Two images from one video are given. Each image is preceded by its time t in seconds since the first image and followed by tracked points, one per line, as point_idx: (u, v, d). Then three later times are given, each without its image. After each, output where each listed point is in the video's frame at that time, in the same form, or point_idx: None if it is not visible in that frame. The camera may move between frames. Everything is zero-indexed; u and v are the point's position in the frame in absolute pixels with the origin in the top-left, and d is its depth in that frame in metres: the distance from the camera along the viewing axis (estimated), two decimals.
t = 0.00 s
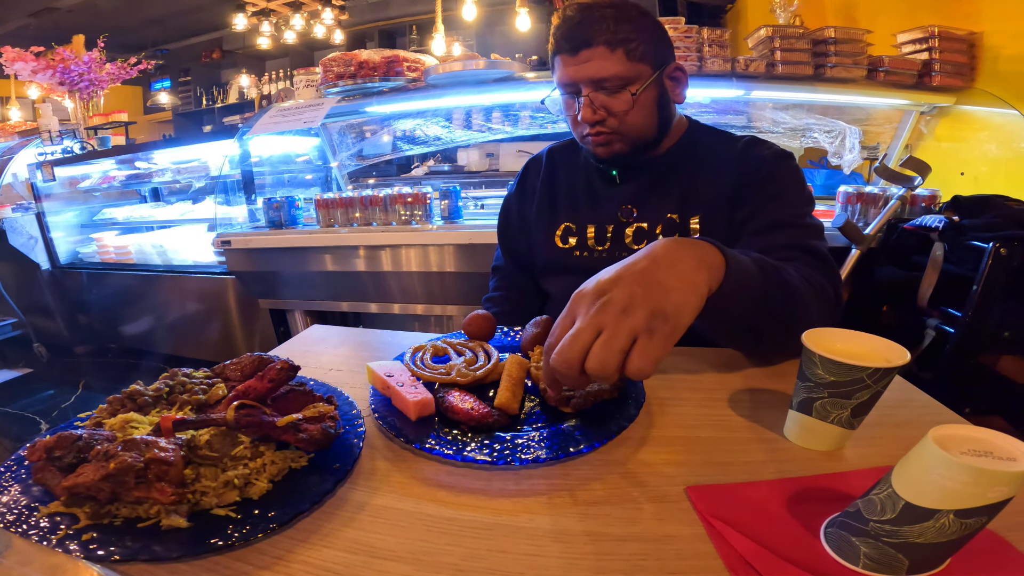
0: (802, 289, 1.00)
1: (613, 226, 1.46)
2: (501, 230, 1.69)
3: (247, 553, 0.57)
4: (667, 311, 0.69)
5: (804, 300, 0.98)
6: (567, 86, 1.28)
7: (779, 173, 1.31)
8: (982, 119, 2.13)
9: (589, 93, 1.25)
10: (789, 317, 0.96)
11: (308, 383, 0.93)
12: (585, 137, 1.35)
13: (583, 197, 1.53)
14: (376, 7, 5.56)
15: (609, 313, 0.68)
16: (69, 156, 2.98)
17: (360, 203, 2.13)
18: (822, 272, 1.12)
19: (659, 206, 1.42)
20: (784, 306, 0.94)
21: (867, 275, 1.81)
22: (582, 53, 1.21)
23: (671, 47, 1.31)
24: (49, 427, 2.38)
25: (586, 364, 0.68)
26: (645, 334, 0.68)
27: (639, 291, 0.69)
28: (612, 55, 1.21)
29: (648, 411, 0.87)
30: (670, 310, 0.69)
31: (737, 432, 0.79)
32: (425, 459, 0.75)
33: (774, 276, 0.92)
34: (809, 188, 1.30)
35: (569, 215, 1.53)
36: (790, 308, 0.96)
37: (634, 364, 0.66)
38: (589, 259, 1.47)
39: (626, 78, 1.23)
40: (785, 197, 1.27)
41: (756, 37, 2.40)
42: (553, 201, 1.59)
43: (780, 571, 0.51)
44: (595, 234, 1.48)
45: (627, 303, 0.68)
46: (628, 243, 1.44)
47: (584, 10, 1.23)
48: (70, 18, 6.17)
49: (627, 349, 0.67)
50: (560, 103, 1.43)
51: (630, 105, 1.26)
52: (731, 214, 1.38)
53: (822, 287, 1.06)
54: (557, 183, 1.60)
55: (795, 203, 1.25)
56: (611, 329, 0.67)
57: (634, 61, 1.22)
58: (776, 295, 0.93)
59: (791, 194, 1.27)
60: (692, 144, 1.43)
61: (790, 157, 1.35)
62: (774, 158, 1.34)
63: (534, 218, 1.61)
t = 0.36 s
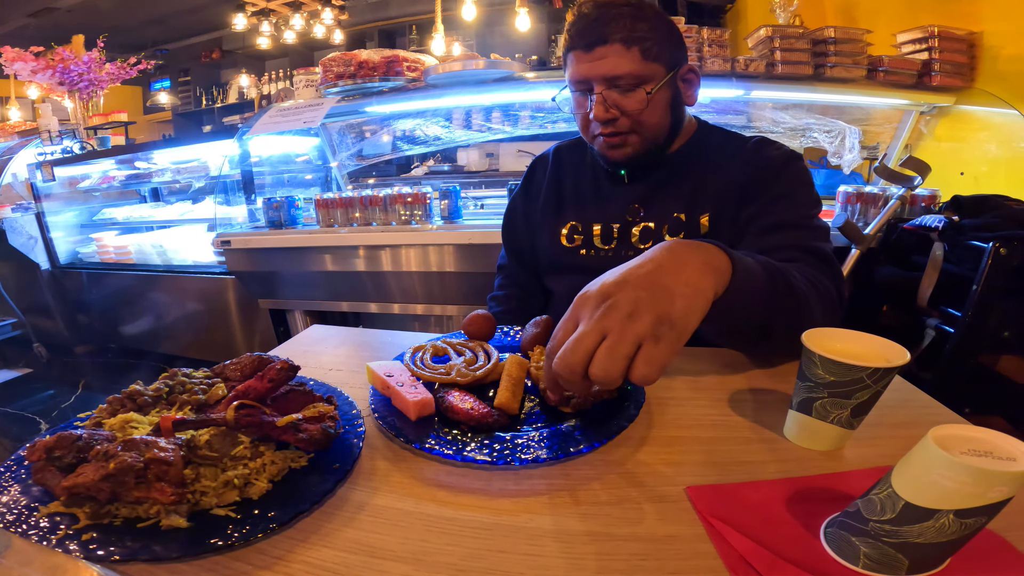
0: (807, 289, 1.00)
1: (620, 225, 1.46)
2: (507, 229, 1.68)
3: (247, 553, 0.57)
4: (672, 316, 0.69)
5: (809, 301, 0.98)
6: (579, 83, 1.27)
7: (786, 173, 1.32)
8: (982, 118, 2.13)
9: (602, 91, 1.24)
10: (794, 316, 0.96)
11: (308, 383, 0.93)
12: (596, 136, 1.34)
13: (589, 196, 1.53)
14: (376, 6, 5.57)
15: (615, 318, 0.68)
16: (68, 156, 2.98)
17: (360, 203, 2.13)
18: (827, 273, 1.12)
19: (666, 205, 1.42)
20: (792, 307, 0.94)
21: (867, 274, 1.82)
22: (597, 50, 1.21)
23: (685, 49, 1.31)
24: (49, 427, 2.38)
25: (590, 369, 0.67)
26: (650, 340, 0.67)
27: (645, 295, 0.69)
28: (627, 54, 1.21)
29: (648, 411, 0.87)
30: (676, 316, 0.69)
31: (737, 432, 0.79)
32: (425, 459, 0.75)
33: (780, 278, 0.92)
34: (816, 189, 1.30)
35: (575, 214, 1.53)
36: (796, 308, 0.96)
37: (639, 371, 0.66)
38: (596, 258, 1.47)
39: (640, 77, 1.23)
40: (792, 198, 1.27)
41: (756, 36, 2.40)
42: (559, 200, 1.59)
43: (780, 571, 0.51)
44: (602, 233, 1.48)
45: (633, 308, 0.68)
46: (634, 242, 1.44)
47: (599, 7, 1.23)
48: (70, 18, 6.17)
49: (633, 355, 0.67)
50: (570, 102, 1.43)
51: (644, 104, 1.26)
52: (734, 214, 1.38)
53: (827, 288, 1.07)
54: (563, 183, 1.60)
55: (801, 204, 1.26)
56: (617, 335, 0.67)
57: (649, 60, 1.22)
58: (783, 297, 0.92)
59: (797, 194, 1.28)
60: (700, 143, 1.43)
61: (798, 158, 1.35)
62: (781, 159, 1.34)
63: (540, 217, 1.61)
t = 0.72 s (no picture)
0: (807, 291, 0.99)
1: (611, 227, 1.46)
2: (503, 230, 1.69)
3: (247, 553, 0.57)
4: (686, 333, 0.69)
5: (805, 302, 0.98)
6: (572, 82, 1.27)
7: (779, 171, 1.32)
8: (982, 118, 2.13)
9: (597, 88, 1.25)
10: (789, 317, 0.95)
11: (308, 383, 0.93)
12: (591, 135, 1.34)
13: (582, 197, 1.53)
14: (376, 6, 5.57)
15: (628, 339, 0.68)
16: (68, 156, 2.98)
17: (360, 203, 2.13)
18: (826, 274, 1.12)
19: (658, 206, 1.42)
20: (786, 308, 0.94)
21: (867, 274, 1.82)
22: (590, 48, 1.22)
23: (672, 45, 1.33)
24: (49, 427, 2.38)
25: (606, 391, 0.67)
26: (665, 359, 0.67)
27: (656, 313, 0.69)
28: (619, 50, 1.21)
29: (648, 411, 0.87)
30: (688, 333, 0.69)
31: (738, 433, 0.79)
32: (425, 459, 0.75)
33: (773, 280, 0.91)
34: (811, 187, 1.30)
35: (569, 216, 1.53)
36: (791, 310, 0.95)
37: (655, 390, 0.67)
38: (589, 259, 1.47)
39: (633, 73, 1.24)
40: (787, 196, 1.27)
41: (756, 36, 2.40)
42: (553, 201, 1.59)
43: (780, 572, 0.51)
44: (594, 234, 1.48)
45: (645, 328, 0.68)
46: (627, 244, 1.44)
47: (587, 6, 1.24)
48: (70, 18, 6.17)
49: (648, 375, 0.67)
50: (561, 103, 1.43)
51: (639, 100, 1.27)
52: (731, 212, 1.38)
53: (823, 287, 1.06)
54: (557, 184, 1.60)
55: (796, 202, 1.26)
56: (629, 356, 0.67)
57: (641, 56, 1.23)
58: (778, 297, 0.91)
59: (792, 192, 1.28)
60: (693, 142, 1.43)
61: (791, 156, 1.36)
62: (775, 157, 1.34)
63: (534, 218, 1.61)
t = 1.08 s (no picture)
0: (804, 291, 0.99)
1: (608, 227, 1.46)
2: (502, 231, 1.69)
3: (247, 553, 0.57)
4: (679, 329, 0.69)
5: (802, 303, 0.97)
6: (562, 83, 1.28)
7: (775, 170, 1.32)
8: (982, 118, 2.13)
9: (586, 88, 1.25)
10: (786, 318, 0.95)
11: (308, 383, 0.93)
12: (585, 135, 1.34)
13: (579, 198, 1.53)
14: (376, 6, 5.57)
15: (622, 339, 0.68)
16: (69, 156, 2.98)
17: (360, 203, 2.13)
18: (825, 275, 1.12)
19: (655, 206, 1.42)
20: (783, 309, 0.94)
21: (867, 275, 1.82)
22: (576, 49, 1.22)
23: (660, 43, 1.32)
24: (49, 427, 2.38)
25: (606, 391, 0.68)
26: (661, 356, 0.68)
27: (648, 313, 0.69)
28: (605, 50, 1.22)
29: (648, 411, 0.87)
30: (681, 329, 0.70)
31: (738, 433, 0.79)
32: (425, 459, 0.75)
33: (769, 280, 0.91)
34: (809, 187, 1.30)
35: (565, 216, 1.53)
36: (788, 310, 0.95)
37: (655, 387, 0.67)
38: (587, 260, 1.47)
39: (621, 72, 1.24)
40: (784, 195, 1.27)
41: (756, 37, 2.40)
42: (550, 202, 1.59)
43: (780, 572, 0.51)
44: (591, 234, 1.48)
45: (638, 327, 0.68)
46: (625, 244, 1.44)
47: (573, 8, 1.24)
48: (70, 18, 6.17)
49: (646, 373, 0.68)
50: (552, 105, 1.43)
51: (627, 98, 1.27)
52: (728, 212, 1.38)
53: (821, 286, 1.06)
54: (553, 185, 1.60)
55: (793, 201, 1.26)
56: (625, 356, 0.67)
57: (628, 54, 1.24)
58: (774, 297, 0.91)
59: (789, 191, 1.28)
60: (688, 142, 1.43)
61: (788, 154, 1.35)
62: (771, 156, 1.34)
63: (531, 219, 1.61)
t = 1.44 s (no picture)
0: (802, 292, 0.98)
1: (607, 227, 1.46)
2: (501, 232, 1.69)
3: (247, 553, 0.57)
4: (676, 331, 0.70)
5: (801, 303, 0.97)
6: (558, 83, 1.28)
7: (774, 170, 1.32)
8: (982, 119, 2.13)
9: (583, 87, 1.25)
10: (785, 319, 0.95)
11: (308, 383, 0.93)
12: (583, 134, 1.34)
13: (578, 197, 1.53)
14: (376, 7, 5.57)
15: (622, 335, 0.68)
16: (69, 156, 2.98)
17: (361, 203, 2.13)
18: (825, 275, 1.12)
19: (653, 206, 1.42)
20: (781, 309, 0.93)
21: (867, 275, 1.82)
22: (572, 48, 1.22)
23: (656, 42, 1.32)
24: (49, 427, 2.38)
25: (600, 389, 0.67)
26: (658, 356, 0.68)
27: (648, 311, 0.69)
28: (601, 48, 1.22)
29: (648, 411, 0.87)
30: (678, 331, 0.70)
31: (738, 433, 0.79)
32: (425, 459, 0.75)
33: (767, 281, 0.91)
34: (808, 187, 1.30)
35: (564, 216, 1.53)
36: (787, 310, 0.95)
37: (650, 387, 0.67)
38: (586, 260, 1.47)
39: (617, 70, 1.24)
40: (782, 195, 1.27)
41: (756, 37, 2.40)
42: (549, 202, 1.59)
43: (780, 572, 0.51)
44: (589, 234, 1.48)
45: (637, 325, 0.69)
46: (624, 244, 1.44)
47: (569, 7, 1.24)
48: (71, 18, 6.17)
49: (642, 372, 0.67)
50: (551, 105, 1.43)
51: (624, 96, 1.27)
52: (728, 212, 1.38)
53: (821, 287, 1.05)
54: (552, 184, 1.60)
55: (792, 201, 1.26)
56: (622, 354, 0.67)
57: (624, 52, 1.24)
58: (772, 298, 0.91)
59: (788, 191, 1.28)
60: (686, 141, 1.43)
61: (787, 154, 1.35)
62: (769, 156, 1.34)
63: (530, 219, 1.61)
